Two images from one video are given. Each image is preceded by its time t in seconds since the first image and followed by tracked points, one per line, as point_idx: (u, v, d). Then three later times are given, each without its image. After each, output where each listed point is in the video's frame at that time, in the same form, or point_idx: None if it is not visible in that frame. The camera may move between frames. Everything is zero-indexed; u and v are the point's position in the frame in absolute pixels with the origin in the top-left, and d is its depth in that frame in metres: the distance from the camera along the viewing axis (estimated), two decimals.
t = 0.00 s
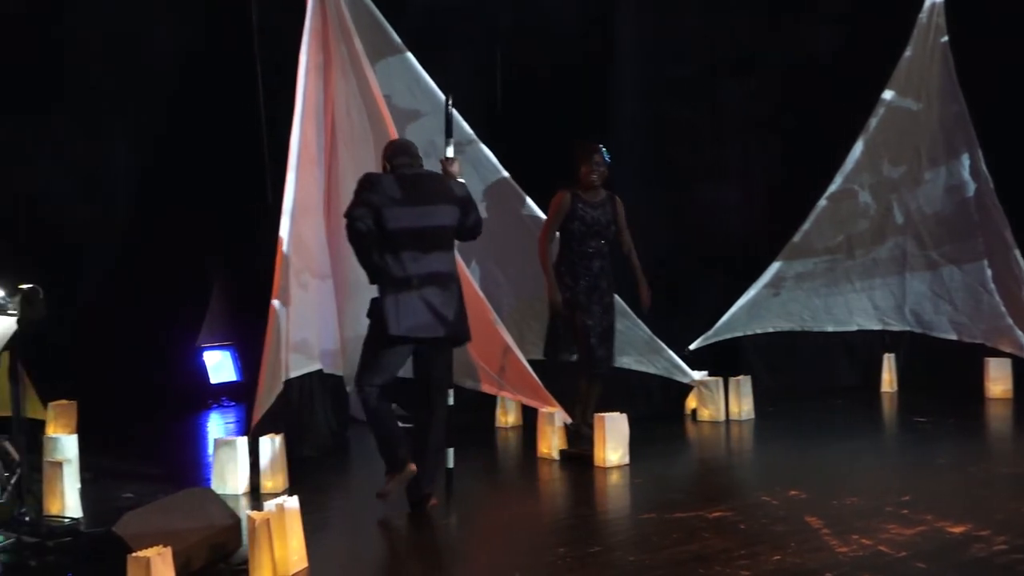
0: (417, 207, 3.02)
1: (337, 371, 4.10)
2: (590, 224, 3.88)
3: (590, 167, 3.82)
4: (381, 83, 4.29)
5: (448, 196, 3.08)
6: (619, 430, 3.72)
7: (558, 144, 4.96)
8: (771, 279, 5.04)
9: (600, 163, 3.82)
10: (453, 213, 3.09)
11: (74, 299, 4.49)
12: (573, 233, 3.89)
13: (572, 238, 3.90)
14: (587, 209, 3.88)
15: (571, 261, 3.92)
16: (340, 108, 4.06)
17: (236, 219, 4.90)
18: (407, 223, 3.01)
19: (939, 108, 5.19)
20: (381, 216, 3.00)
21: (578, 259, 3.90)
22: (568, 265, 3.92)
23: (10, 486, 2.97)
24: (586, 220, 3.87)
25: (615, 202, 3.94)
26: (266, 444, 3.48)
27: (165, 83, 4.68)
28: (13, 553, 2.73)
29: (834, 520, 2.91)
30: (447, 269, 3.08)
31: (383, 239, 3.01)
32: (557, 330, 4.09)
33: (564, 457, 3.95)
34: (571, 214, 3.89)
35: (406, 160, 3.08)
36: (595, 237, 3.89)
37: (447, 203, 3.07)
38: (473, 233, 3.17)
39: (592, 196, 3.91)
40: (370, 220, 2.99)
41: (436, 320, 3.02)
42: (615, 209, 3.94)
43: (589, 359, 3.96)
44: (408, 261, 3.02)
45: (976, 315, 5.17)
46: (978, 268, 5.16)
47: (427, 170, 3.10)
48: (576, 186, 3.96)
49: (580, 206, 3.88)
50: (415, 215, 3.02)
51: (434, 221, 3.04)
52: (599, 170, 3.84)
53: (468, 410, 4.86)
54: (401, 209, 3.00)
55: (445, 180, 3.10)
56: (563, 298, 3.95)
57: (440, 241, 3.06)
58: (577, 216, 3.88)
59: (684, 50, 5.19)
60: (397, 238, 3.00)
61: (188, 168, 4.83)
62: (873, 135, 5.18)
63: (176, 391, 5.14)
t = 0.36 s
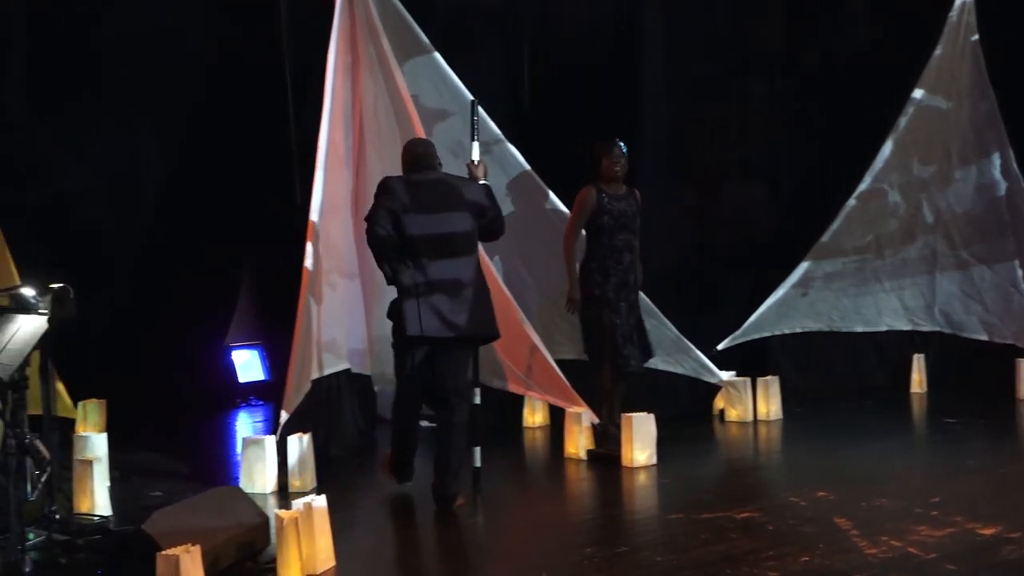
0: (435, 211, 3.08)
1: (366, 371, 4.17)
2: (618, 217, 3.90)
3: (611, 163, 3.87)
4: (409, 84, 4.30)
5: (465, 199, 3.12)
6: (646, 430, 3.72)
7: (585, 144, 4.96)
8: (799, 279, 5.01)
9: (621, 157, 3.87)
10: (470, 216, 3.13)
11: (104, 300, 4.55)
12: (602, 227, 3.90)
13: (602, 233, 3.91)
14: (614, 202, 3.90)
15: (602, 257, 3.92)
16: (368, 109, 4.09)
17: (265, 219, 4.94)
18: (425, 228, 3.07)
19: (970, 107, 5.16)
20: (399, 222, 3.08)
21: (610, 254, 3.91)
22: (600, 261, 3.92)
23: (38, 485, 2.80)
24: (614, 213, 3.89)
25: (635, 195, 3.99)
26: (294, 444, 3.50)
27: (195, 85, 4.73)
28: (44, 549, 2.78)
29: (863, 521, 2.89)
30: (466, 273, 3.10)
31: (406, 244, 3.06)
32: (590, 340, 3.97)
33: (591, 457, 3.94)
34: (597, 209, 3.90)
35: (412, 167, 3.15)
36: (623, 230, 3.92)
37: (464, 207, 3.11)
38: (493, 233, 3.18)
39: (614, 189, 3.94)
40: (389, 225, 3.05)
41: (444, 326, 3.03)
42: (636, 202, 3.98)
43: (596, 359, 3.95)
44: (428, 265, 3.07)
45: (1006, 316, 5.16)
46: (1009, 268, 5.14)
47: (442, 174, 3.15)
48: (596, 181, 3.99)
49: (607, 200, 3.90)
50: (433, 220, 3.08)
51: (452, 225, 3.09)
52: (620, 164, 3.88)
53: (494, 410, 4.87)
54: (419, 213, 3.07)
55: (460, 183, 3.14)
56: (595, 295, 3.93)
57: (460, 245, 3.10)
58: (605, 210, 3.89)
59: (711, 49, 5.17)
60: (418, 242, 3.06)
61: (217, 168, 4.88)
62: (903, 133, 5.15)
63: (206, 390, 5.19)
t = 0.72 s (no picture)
0: (431, 228, 3.22)
1: (390, 371, 4.22)
2: (639, 212, 3.89)
3: (626, 159, 3.87)
4: (434, 83, 4.31)
5: (464, 210, 3.24)
6: (672, 431, 3.71)
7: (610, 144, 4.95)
8: (826, 279, 4.97)
9: (637, 154, 3.89)
10: (470, 227, 3.25)
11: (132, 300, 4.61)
12: (625, 222, 3.87)
13: (625, 228, 3.88)
14: (631, 197, 3.89)
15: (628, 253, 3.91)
16: (393, 109, 4.11)
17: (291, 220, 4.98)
18: (425, 241, 3.22)
19: (998, 107, 5.11)
20: (401, 236, 3.23)
21: (635, 249, 3.91)
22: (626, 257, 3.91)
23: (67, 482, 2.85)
24: (634, 206, 3.87)
25: (649, 190, 3.98)
26: (319, 443, 3.54)
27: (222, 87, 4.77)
28: (71, 548, 2.81)
29: (889, 523, 2.87)
30: (462, 286, 3.21)
31: (406, 258, 3.22)
32: (606, 331, 4.03)
33: (616, 457, 3.93)
34: (617, 206, 3.87)
35: (413, 179, 3.24)
36: (645, 224, 3.91)
37: (463, 219, 3.23)
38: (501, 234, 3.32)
39: (629, 185, 3.92)
40: (389, 241, 3.22)
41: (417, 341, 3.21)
42: (651, 196, 3.96)
43: (614, 358, 4.02)
44: (423, 279, 3.20)
45: None
46: None
47: (441, 184, 3.24)
48: (609, 179, 3.97)
49: (625, 195, 3.88)
50: (432, 232, 3.22)
51: (451, 237, 3.22)
52: (635, 160, 3.88)
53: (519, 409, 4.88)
54: (418, 228, 3.21)
55: (459, 193, 3.25)
56: (619, 292, 3.97)
57: (458, 257, 3.23)
58: (625, 206, 3.87)
59: (736, 47, 5.15)
60: (416, 256, 3.21)
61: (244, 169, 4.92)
62: (930, 133, 5.09)
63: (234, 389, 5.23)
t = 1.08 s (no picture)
0: (432, 237, 3.37)
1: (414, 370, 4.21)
2: (657, 209, 3.89)
3: (643, 159, 3.89)
4: (457, 84, 4.33)
5: (466, 217, 3.37)
6: (695, 431, 3.71)
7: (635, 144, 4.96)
8: (850, 279, 4.96)
9: (653, 153, 3.91)
10: (472, 235, 3.38)
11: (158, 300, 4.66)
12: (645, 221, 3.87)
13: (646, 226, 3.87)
14: (648, 196, 3.91)
15: (649, 251, 3.91)
16: (417, 108, 4.14)
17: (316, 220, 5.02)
18: (427, 250, 3.37)
19: None
20: (405, 244, 3.39)
21: (657, 247, 3.90)
22: (647, 255, 3.92)
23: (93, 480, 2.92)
24: (652, 205, 3.89)
25: (666, 187, 3.99)
26: (343, 442, 3.56)
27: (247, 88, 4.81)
28: (97, 546, 2.85)
29: (914, 524, 2.86)
30: (461, 294, 3.34)
31: (409, 267, 3.38)
32: (634, 331, 4.00)
33: (639, 457, 3.93)
34: (635, 204, 3.89)
35: (414, 188, 3.38)
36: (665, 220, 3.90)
37: (465, 227, 3.37)
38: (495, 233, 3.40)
39: (645, 185, 3.94)
40: (395, 248, 3.38)
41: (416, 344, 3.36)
42: (669, 193, 3.97)
43: (646, 357, 3.98)
44: (421, 289, 3.36)
45: None
46: None
47: (442, 192, 3.37)
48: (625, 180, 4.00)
49: (642, 194, 3.90)
50: (434, 241, 3.37)
51: (453, 245, 3.37)
52: (650, 159, 3.90)
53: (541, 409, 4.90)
54: (421, 237, 3.37)
55: (462, 200, 3.37)
56: (642, 291, 3.97)
57: (460, 264, 3.38)
58: (643, 205, 3.89)
59: (760, 45, 5.13)
60: (418, 265, 3.37)
61: (269, 170, 4.95)
62: (956, 132, 5.03)
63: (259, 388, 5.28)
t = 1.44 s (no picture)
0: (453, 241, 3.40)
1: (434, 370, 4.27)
2: (681, 209, 3.89)
3: (663, 157, 3.89)
4: (477, 83, 4.33)
5: (469, 224, 3.40)
6: (715, 431, 3.70)
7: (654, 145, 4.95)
8: (871, 279, 4.93)
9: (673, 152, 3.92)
10: (475, 241, 3.40)
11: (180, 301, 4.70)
12: (669, 221, 3.88)
13: (669, 227, 3.89)
14: (672, 195, 3.91)
15: (672, 252, 3.91)
16: (437, 108, 4.15)
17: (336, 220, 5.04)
18: (451, 253, 3.41)
19: None
20: (426, 247, 3.44)
21: (680, 248, 3.91)
22: (671, 256, 3.92)
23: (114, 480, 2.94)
24: (677, 203, 3.88)
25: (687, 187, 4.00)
26: (363, 442, 3.58)
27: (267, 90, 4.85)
28: (118, 544, 2.88)
29: (936, 525, 2.85)
30: (464, 300, 3.35)
31: (431, 270, 3.42)
32: (658, 331, 3.99)
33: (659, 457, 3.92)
34: (659, 203, 3.88)
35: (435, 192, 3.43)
36: (688, 220, 3.91)
37: (466, 234, 3.40)
38: (488, 239, 3.41)
39: (668, 185, 3.94)
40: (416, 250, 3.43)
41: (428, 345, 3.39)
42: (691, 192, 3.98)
43: (671, 358, 3.97)
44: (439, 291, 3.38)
45: None
46: None
47: (461, 196, 3.41)
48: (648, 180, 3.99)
49: (665, 194, 3.90)
50: (452, 244, 3.40)
51: (460, 251, 3.40)
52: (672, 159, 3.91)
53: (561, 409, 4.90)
54: (444, 241, 3.40)
55: (466, 208, 3.40)
56: (666, 292, 3.96)
57: (465, 270, 3.39)
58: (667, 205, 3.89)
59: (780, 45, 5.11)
60: (445, 269, 3.40)
61: (289, 171, 4.98)
62: (979, 131, 5.01)
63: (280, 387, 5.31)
